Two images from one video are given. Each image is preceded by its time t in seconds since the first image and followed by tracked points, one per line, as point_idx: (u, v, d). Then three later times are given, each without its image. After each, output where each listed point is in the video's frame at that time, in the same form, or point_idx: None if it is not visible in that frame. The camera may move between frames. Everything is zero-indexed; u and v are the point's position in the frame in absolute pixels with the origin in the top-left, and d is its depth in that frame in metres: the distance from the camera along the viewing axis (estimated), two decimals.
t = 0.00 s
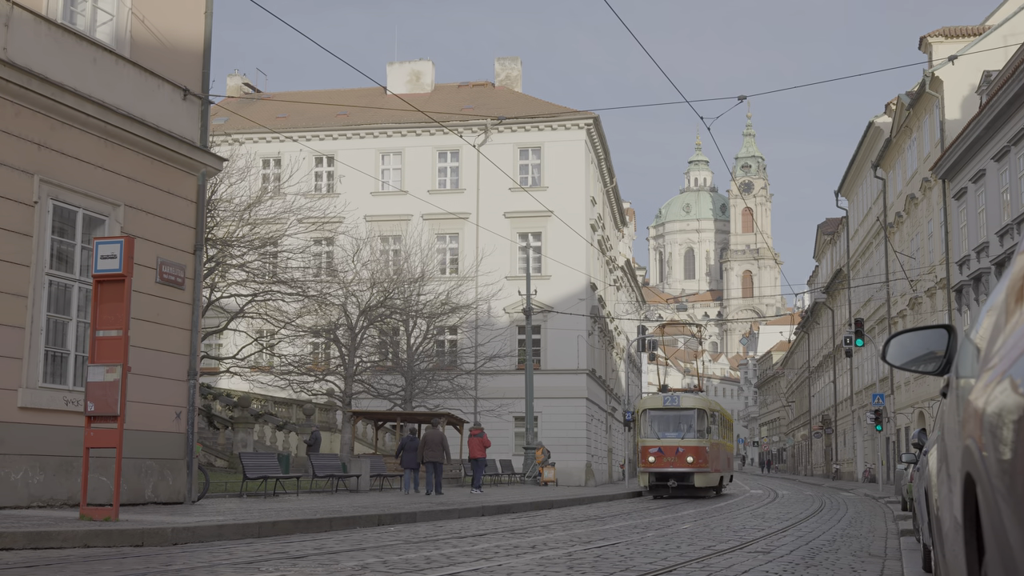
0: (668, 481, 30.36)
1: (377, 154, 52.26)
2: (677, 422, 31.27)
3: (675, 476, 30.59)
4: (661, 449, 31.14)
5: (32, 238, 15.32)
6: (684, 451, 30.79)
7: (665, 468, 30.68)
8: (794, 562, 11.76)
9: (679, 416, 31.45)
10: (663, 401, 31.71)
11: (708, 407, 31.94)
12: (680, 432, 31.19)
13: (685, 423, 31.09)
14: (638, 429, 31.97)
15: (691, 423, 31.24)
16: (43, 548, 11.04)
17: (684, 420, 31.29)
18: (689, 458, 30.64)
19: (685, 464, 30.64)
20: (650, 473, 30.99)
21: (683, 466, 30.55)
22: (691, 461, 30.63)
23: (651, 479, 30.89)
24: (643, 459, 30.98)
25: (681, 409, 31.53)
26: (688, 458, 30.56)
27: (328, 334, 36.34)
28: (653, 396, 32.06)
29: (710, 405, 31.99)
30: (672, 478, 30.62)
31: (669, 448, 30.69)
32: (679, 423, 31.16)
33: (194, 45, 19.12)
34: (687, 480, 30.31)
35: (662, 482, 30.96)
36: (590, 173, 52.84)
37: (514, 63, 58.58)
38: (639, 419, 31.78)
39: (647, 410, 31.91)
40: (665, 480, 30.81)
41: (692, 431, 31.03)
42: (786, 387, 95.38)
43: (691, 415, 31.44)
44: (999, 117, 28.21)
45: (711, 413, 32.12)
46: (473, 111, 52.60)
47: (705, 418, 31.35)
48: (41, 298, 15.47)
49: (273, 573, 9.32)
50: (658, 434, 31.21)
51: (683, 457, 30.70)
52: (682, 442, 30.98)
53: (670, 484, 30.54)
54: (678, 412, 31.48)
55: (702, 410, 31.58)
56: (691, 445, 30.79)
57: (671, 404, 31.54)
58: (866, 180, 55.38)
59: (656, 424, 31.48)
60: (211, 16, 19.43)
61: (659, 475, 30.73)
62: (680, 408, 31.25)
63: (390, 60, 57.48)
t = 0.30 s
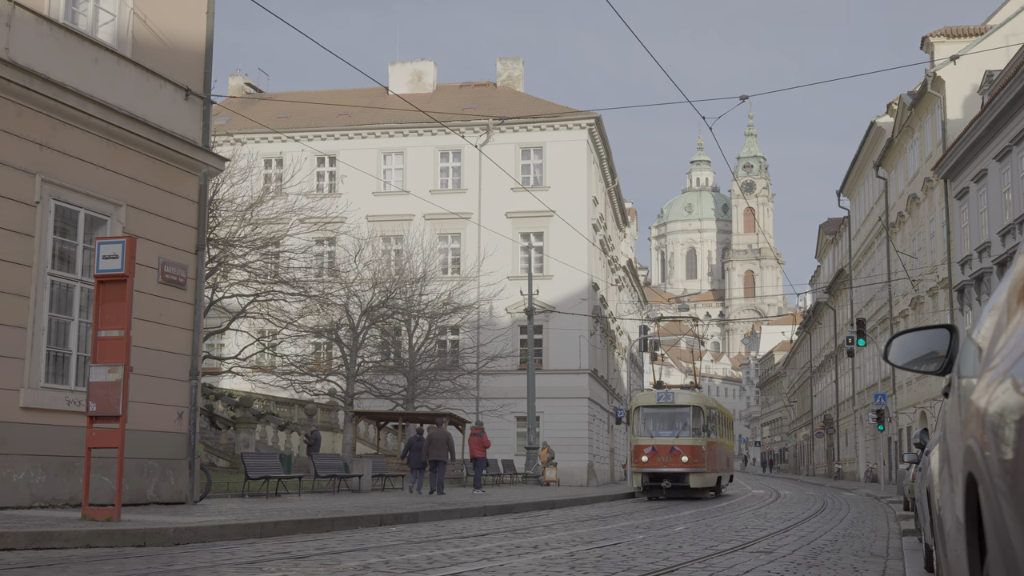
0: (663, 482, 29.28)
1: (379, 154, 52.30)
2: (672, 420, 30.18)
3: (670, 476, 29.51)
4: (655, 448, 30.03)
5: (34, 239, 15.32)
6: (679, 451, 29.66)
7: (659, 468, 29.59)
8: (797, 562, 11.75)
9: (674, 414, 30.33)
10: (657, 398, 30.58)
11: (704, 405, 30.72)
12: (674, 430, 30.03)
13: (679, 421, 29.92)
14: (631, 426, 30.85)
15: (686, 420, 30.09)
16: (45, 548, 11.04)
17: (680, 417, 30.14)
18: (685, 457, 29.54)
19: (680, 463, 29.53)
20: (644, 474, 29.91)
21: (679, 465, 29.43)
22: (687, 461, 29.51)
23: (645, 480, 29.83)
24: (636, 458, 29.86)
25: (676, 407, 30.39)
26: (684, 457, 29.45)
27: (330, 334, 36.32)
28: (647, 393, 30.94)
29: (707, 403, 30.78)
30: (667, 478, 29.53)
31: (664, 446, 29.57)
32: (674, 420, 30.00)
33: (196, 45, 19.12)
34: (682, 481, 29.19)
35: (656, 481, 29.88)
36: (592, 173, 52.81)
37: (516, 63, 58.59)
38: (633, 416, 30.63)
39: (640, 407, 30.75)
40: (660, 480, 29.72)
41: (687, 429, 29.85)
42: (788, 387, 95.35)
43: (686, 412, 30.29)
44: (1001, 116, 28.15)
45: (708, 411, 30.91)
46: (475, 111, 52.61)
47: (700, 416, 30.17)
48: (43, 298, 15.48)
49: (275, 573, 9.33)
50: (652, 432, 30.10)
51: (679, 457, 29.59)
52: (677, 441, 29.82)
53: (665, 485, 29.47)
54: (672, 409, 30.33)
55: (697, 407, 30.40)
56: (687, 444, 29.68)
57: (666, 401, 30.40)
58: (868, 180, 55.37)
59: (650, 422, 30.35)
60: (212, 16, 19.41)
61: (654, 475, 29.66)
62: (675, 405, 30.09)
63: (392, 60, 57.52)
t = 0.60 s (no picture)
0: (656, 482, 28.37)
1: (381, 154, 52.31)
2: (665, 418, 29.23)
3: (663, 476, 28.56)
4: (648, 446, 29.09)
5: (35, 239, 15.31)
6: (673, 450, 28.74)
7: (652, 468, 28.68)
8: (798, 562, 11.71)
9: (668, 411, 29.41)
10: (650, 394, 29.64)
11: (700, 401, 29.78)
12: (669, 427, 29.14)
13: (673, 419, 29.02)
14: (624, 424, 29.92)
15: (681, 418, 29.16)
16: (46, 548, 11.04)
17: (674, 414, 29.20)
18: (679, 456, 28.54)
19: (674, 463, 28.60)
20: (637, 474, 28.94)
21: (672, 465, 28.44)
22: (681, 460, 28.50)
23: (638, 480, 28.88)
24: (628, 458, 28.92)
25: (670, 404, 29.47)
26: (677, 456, 28.48)
27: (332, 334, 36.30)
28: (640, 390, 30.04)
29: (703, 399, 29.83)
30: (660, 478, 28.64)
31: (656, 446, 28.64)
32: (668, 418, 29.07)
33: (198, 45, 19.11)
34: (676, 482, 28.29)
35: (649, 482, 28.92)
36: (594, 173, 52.78)
37: (517, 63, 58.57)
38: (624, 415, 29.66)
39: (632, 405, 29.81)
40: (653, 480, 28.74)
41: (681, 427, 28.96)
42: (790, 387, 95.27)
43: (680, 409, 29.34)
44: (1003, 115, 28.14)
45: (704, 407, 29.99)
46: (476, 111, 52.60)
47: (695, 414, 29.22)
48: (44, 298, 15.48)
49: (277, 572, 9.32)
50: (644, 430, 29.16)
51: (673, 456, 28.60)
52: (671, 439, 28.91)
53: (658, 485, 28.52)
54: (666, 406, 29.42)
55: (693, 405, 29.47)
56: (681, 442, 28.70)
57: (659, 398, 29.47)
58: (869, 180, 55.32)
59: (642, 420, 29.41)
60: (213, 16, 19.41)
61: (646, 475, 28.71)
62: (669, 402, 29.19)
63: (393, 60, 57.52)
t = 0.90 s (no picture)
0: (647, 483, 26.95)
1: (382, 154, 52.33)
2: (658, 416, 27.68)
3: (655, 477, 27.17)
4: (640, 445, 27.59)
5: (36, 238, 15.32)
6: (665, 449, 27.25)
7: (644, 468, 27.24)
8: (799, 562, 11.69)
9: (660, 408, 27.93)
10: (642, 391, 28.04)
11: (694, 398, 28.35)
12: (661, 425, 27.60)
13: (666, 416, 27.46)
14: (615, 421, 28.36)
15: (675, 415, 27.67)
16: (47, 548, 11.05)
17: (668, 411, 27.69)
18: (672, 456, 27.08)
19: (667, 462, 27.14)
20: (627, 474, 27.45)
21: (665, 466, 27.01)
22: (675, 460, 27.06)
23: (629, 481, 27.48)
24: (618, 457, 27.43)
25: (662, 401, 27.93)
26: (671, 456, 27.02)
27: (333, 333, 36.27)
28: (631, 385, 28.43)
29: (697, 396, 28.46)
30: (652, 479, 27.22)
31: (648, 445, 27.10)
32: (660, 416, 27.52)
33: (199, 45, 19.11)
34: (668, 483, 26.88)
35: (639, 482, 27.55)
36: (595, 173, 52.75)
37: (518, 63, 58.55)
38: (615, 412, 28.05)
39: (624, 402, 28.18)
40: (644, 480, 27.36)
41: (674, 425, 27.41)
42: (791, 386, 95.23)
43: (674, 406, 27.87)
44: (1003, 115, 28.17)
45: (698, 404, 28.65)
46: (477, 111, 52.58)
47: (689, 411, 27.76)
48: (46, 298, 15.49)
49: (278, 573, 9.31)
50: (635, 429, 27.63)
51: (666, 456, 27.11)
52: (663, 438, 27.39)
53: (650, 486, 27.16)
54: (659, 402, 27.85)
55: (686, 401, 27.99)
56: (675, 441, 27.21)
57: (651, 395, 27.92)
58: (871, 180, 55.27)
59: (633, 418, 27.87)
60: (214, 16, 19.41)
61: (638, 476, 27.31)
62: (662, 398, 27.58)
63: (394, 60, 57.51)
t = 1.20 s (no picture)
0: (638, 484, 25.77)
1: (383, 154, 52.34)
2: (649, 413, 26.48)
3: (646, 477, 25.99)
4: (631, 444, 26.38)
5: (38, 238, 15.32)
6: (657, 448, 26.02)
7: (635, 468, 26.06)
8: (800, 562, 11.67)
9: (651, 405, 26.71)
10: (633, 387, 26.82)
11: (688, 394, 27.08)
12: (652, 423, 26.38)
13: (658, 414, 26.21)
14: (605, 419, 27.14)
15: (666, 412, 26.44)
16: (48, 548, 11.06)
17: (659, 408, 26.42)
18: (664, 455, 25.84)
19: (658, 462, 25.93)
20: (618, 474, 26.30)
21: (656, 465, 25.81)
22: (666, 460, 25.83)
23: (619, 481, 26.33)
24: (608, 457, 26.23)
25: (654, 397, 26.70)
26: (662, 456, 25.81)
27: (334, 333, 36.27)
28: (621, 380, 27.19)
29: (691, 392, 27.13)
30: (643, 479, 26.03)
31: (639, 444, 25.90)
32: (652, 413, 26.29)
33: (199, 45, 19.10)
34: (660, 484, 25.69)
35: (630, 482, 26.39)
36: (597, 173, 52.76)
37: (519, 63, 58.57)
38: (604, 409, 26.82)
39: (614, 398, 26.92)
40: (635, 481, 26.19)
41: (666, 423, 26.20)
42: (792, 386, 95.19)
43: (666, 403, 26.63)
44: (1004, 115, 28.14)
45: (691, 401, 27.35)
46: (478, 111, 52.56)
47: (682, 408, 26.49)
48: (47, 298, 15.49)
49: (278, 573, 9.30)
50: (626, 427, 26.43)
51: (657, 456, 25.89)
52: (654, 436, 26.17)
53: (641, 487, 26.00)
54: (650, 400, 26.62)
55: (679, 398, 26.69)
56: (666, 440, 25.97)
57: (642, 391, 26.67)
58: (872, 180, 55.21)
59: (624, 415, 26.67)
60: (216, 16, 19.41)
61: (628, 476, 26.19)
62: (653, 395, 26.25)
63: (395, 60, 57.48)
